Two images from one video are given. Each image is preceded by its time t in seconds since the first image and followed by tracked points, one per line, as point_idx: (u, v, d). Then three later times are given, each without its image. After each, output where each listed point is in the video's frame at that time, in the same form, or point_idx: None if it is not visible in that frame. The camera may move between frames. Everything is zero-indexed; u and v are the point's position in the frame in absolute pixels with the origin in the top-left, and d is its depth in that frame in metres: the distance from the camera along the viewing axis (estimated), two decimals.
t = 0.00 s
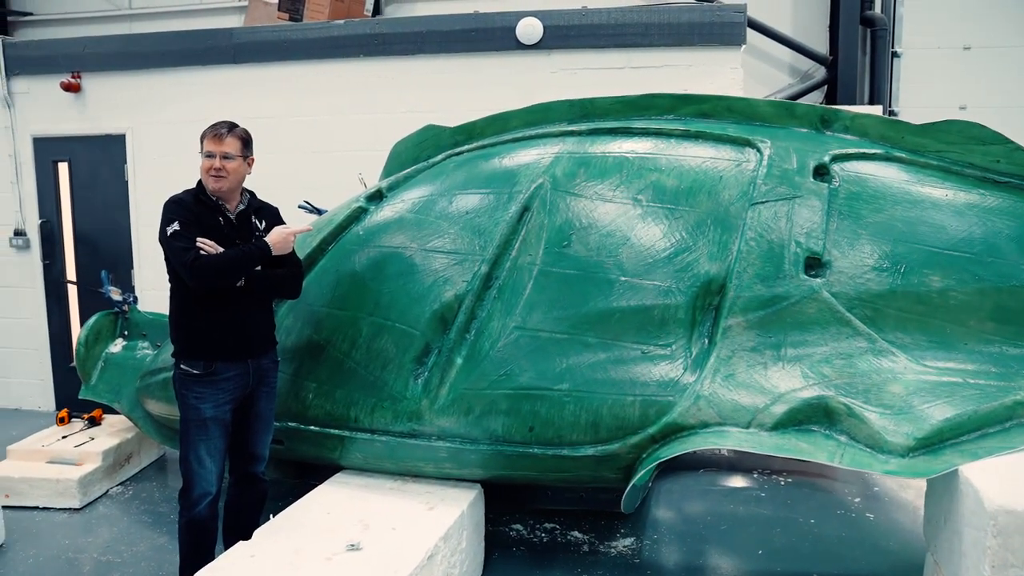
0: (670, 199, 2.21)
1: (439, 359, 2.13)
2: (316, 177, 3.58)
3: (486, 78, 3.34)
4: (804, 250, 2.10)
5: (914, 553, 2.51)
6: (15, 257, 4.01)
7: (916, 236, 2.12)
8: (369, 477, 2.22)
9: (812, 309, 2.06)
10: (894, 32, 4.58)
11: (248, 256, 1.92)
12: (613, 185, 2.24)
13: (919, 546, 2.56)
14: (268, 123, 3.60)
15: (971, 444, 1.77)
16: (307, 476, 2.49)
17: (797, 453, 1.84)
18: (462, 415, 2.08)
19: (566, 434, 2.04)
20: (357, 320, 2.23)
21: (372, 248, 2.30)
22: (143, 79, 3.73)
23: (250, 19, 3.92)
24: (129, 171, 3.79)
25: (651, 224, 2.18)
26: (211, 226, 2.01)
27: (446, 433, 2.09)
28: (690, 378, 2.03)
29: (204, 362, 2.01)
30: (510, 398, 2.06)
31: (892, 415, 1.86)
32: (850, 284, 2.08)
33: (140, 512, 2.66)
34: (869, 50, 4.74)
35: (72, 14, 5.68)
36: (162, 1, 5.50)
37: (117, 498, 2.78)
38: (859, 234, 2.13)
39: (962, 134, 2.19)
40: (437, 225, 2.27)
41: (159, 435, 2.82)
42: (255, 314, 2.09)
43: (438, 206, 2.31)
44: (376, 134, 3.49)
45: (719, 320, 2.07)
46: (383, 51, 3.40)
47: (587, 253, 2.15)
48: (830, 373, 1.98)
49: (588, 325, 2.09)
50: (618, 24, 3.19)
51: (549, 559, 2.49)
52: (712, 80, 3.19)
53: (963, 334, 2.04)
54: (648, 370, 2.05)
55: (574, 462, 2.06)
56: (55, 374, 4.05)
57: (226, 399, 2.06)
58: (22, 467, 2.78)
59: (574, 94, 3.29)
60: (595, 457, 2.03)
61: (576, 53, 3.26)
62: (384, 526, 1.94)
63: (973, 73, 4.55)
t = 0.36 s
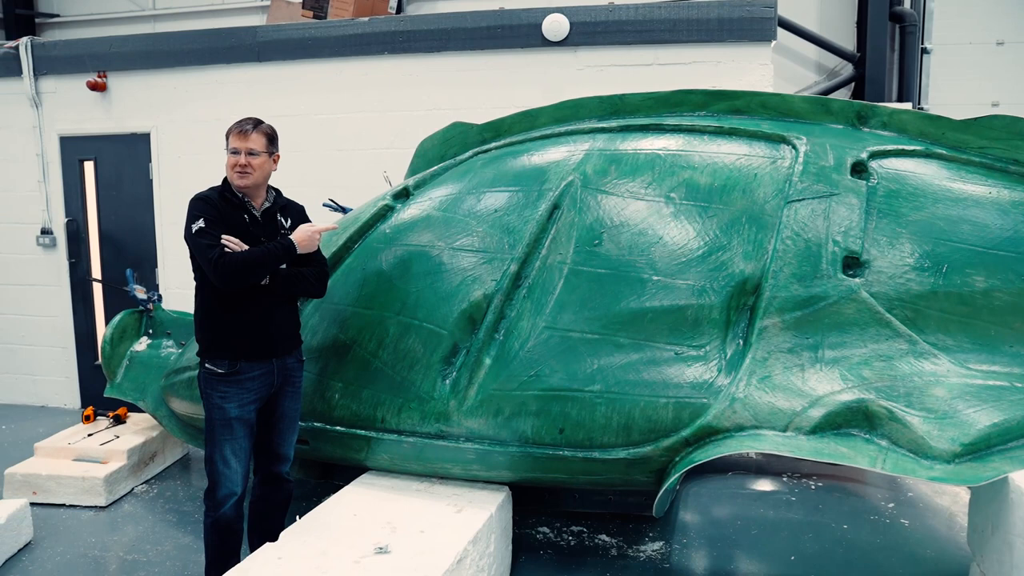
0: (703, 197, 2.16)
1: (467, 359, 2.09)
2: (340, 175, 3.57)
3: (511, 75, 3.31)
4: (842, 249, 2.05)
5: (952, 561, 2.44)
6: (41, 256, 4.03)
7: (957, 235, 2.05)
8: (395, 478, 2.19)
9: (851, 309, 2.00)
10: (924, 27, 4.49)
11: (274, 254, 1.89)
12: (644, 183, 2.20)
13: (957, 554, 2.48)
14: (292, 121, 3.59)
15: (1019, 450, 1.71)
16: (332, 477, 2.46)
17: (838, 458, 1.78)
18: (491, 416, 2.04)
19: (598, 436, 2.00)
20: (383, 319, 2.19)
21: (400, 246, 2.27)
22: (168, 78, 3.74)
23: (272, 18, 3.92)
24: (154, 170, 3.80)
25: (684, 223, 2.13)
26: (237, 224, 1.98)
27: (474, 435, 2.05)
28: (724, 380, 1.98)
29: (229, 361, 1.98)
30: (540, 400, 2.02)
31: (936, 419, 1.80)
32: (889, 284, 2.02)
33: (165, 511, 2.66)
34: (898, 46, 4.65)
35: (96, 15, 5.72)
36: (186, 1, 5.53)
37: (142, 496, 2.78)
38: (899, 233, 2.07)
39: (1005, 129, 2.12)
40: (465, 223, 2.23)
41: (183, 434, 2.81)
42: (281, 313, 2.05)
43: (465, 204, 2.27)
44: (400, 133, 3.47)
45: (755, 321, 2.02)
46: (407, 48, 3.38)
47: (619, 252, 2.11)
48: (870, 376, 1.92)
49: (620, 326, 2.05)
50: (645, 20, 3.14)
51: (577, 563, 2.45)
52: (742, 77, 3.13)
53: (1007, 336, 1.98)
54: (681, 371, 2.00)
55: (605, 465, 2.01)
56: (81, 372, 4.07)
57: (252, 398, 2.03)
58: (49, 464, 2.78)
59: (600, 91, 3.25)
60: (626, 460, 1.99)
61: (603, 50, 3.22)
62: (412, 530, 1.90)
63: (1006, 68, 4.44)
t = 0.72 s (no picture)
0: (745, 194, 2.08)
1: (500, 360, 2.04)
2: (369, 171, 3.54)
3: (543, 69, 3.25)
4: (891, 248, 1.95)
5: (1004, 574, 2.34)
6: (73, 252, 4.07)
7: (1014, 233, 1.95)
8: (425, 480, 2.15)
9: (901, 311, 1.91)
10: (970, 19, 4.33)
11: (302, 251, 1.85)
12: (682, 179, 2.12)
13: (1009, 567, 2.37)
14: (321, 117, 3.57)
15: None
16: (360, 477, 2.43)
17: (889, 467, 1.69)
18: (524, 419, 1.98)
19: (634, 441, 1.94)
20: (413, 318, 2.14)
21: (430, 243, 2.22)
22: (198, 74, 3.74)
23: (302, 13, 3.90)
24: (184, 166, 3.81)
25: (724, 220, 2.05)
26: (264, 221, 1.95)
27: (506, 437, 1.99)
28: (767, 384, 1.90)
29: (257, 359, 1.94)
30: (574, 402, 1.96)
31: (993, 429, 1.71)
32: (942, 285, 1.93)
33: (193, 509, 2.64)
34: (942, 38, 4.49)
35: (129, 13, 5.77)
36: None
37: (171, 494, 2.77)
38: (952, 231, 1.97)
39: None
40: (498, 220, 2.18)
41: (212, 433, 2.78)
42: (308, 311, 2.01)
43: (497, 200, 2.22)
44: (430, 128, 3.43)
45: (799, 323, 1.94)
46: (437, 42, 3.33)
47: (656, 251, 2.04)
48: (922, 381, 1.83)
49: (657, 327, 1.98)
50: (681, 12, 3.06)
51: (610, 569, 2.39)
52: (781, 70, 3.04)
53: None
54: (721, 374, 1.93)
55: (641, 470, 1.95)
56: (112, 368, 4.10)
57: (280, 398, 1.99)
58: (80, 460, 2.78)
59: (634, 85, 3.17)
60: (664, 465, 1.92)
61: (637, 43, 3.14)
62: (442, 534, 1.86)
63: None
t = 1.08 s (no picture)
0: (789, 189, 1.98)
1: (532, 360, 1.98)
2: (399, 166, 3.51)
3: (576, 62, 3.17)
4: (946, 247, 1.85)
5: None
6: (107, 247, 4.10)
7: None
8: (455, 483, 2.10)
9: (957, 314, 1.80)
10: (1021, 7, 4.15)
11: (331, 247, 1.81)
12: (722, 175, 2.04)
13: None
14: (351, 111, 3.54)
15: None
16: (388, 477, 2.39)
17: (945, 480, 1.60)
18: (557, 422, 1.92)
19: (671, 446, 1.87)
20: (444, 317, 2.09)
21: (462, 240, 2.17)
22: (229, 69, 3.73)
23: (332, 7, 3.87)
24: (215, 161, 3.81)
25: (768, 217, 1.97)
26: (294, 217, 1.91)
27: (539, 440, 1.93)
28: (812, 389, 1.81)
29: (285, 358, 1.91)
30: (609, 405, 1.89)
31: None
32: (1001, 286, 1.81)
33: (222, 506, 2.63)
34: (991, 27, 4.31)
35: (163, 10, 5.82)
36: None
37: (200, 490, 2.76)
38: (1012, 229, 1.86)
39: None
40: (531, 216, 2.11)
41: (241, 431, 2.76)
42: (337, 309, 1.97)
43: (531, 196, 2.16)
44: (460, 122, 3.39)
45: (847, 325, 1.85)
46: (469, 35, 3.28)
47: (696, 249, 1.96)
48: (979, 389, 1.73)
49: (696, 328, 1.91)
50: (719, 2, 2.97)
51: None
52: (824, 61, 2.92)
53: None
54: (764, 378, 1.85)
55: (679, 476, 1.88)
56: (144, 362, 4.13)
57: (309, 398, 1.95)
58: (111, 455, 2.79)
59: (670, 78, 3.09)
60: (702, 472, 1.85)
61: (673, 34, 3.05)
62: (472, 540, 1.81)
63: None
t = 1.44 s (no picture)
0: (835, 186, 1.91)
1: (567, 360, 1.94)
2: (432, 162, 3.49)
3: (613, 56, 3.12)
4: (1002, 246, 1.77)
5: None
6: (144, 243, 4.17)
7: None
8: (486, 483, 2.08)
9: (1013, 317, 1.72)
10: None
11: (365, 245, 1.79)
12: (764, 171, 1.97)
13: None
14: (385, 107, 3.53)
15: None
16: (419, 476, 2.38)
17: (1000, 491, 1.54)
18: (592, 423, 1.88)
19: (708, 450, 1.81)
20: (477, 315, 2.06)
21: (495, 237, 2.13)
22: (265, 65, 3.75)
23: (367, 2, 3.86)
24: (249, 157, 3.84)
25: (812, 215, 1.89)
26: (328, 213, 1.89)
27: (572, 442, 1.89)
28: (857, 394, 1.74)
29: (318, 356, 1.90)
30: (645, 407, 1.85)
31: None
32: None
33: (254, 501, 2.65)
34: None
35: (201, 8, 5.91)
36: None
37: (233, 485, 2.78)
38: None
39: None
40: (566, 213, 2.07)
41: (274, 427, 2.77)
42: (370, 306, 1.95)
43: (566, 192, 2.11)
44: (494, 118, 3.35)
45: (894, 327, 1.77)
46: (504, 29, 3.24)
47: (736, 247, 1.90)
48: None
49: (736, 328, 1.85)
50: None
51: None
52: (870, 54, 2.83)
53: None
54: (807, 382, 1.78)
55: (716, 482, 1.82)
56: (179, 356, 4.19)
57: (341, 396, 1.94)
58: (147, 448, 2.83)
59: (709, 72, 3.01)
60: (740, 478, 1.79)
61: (713, 27, 2.98)
62: (504, 543, 1.78)
63: None
